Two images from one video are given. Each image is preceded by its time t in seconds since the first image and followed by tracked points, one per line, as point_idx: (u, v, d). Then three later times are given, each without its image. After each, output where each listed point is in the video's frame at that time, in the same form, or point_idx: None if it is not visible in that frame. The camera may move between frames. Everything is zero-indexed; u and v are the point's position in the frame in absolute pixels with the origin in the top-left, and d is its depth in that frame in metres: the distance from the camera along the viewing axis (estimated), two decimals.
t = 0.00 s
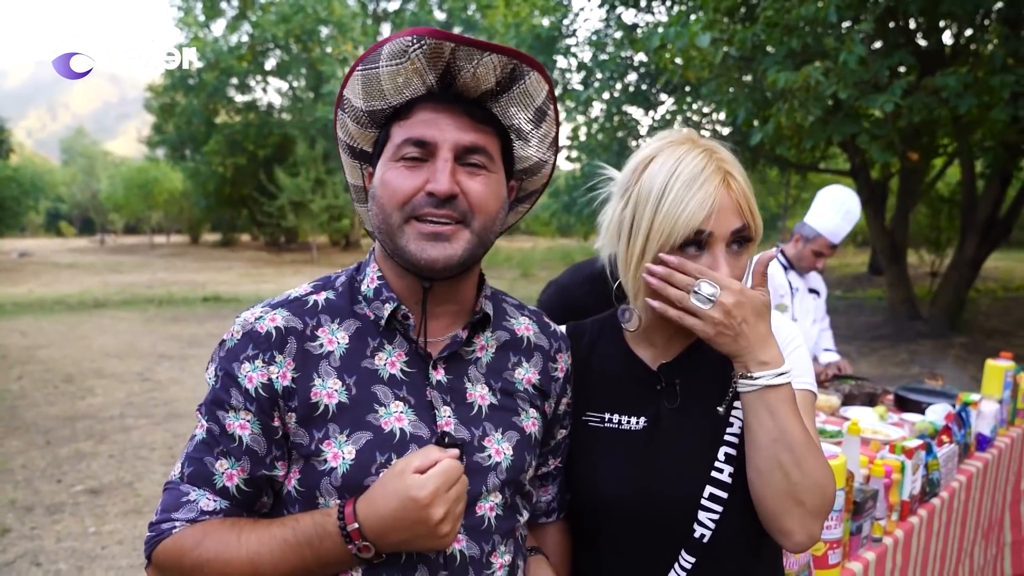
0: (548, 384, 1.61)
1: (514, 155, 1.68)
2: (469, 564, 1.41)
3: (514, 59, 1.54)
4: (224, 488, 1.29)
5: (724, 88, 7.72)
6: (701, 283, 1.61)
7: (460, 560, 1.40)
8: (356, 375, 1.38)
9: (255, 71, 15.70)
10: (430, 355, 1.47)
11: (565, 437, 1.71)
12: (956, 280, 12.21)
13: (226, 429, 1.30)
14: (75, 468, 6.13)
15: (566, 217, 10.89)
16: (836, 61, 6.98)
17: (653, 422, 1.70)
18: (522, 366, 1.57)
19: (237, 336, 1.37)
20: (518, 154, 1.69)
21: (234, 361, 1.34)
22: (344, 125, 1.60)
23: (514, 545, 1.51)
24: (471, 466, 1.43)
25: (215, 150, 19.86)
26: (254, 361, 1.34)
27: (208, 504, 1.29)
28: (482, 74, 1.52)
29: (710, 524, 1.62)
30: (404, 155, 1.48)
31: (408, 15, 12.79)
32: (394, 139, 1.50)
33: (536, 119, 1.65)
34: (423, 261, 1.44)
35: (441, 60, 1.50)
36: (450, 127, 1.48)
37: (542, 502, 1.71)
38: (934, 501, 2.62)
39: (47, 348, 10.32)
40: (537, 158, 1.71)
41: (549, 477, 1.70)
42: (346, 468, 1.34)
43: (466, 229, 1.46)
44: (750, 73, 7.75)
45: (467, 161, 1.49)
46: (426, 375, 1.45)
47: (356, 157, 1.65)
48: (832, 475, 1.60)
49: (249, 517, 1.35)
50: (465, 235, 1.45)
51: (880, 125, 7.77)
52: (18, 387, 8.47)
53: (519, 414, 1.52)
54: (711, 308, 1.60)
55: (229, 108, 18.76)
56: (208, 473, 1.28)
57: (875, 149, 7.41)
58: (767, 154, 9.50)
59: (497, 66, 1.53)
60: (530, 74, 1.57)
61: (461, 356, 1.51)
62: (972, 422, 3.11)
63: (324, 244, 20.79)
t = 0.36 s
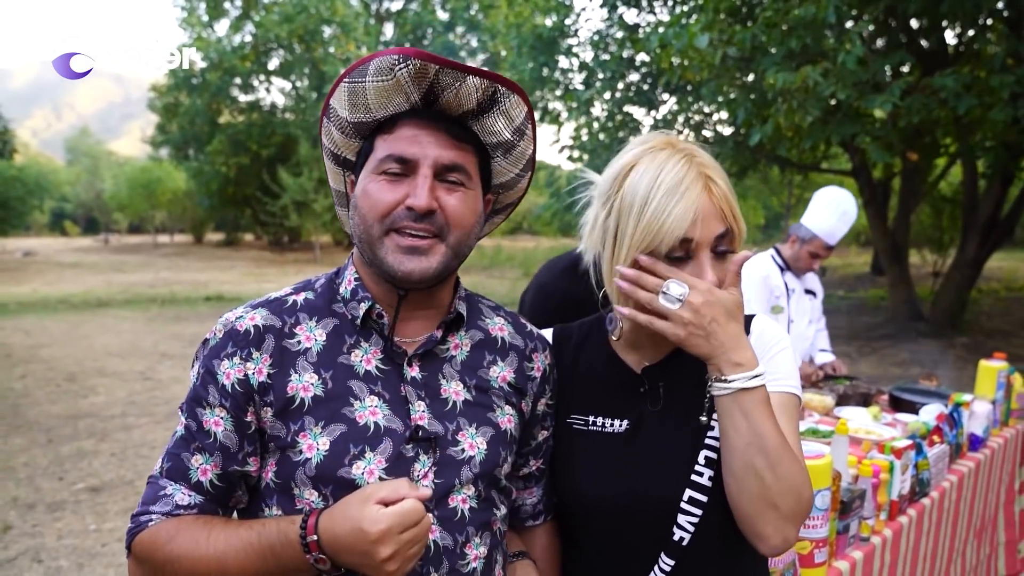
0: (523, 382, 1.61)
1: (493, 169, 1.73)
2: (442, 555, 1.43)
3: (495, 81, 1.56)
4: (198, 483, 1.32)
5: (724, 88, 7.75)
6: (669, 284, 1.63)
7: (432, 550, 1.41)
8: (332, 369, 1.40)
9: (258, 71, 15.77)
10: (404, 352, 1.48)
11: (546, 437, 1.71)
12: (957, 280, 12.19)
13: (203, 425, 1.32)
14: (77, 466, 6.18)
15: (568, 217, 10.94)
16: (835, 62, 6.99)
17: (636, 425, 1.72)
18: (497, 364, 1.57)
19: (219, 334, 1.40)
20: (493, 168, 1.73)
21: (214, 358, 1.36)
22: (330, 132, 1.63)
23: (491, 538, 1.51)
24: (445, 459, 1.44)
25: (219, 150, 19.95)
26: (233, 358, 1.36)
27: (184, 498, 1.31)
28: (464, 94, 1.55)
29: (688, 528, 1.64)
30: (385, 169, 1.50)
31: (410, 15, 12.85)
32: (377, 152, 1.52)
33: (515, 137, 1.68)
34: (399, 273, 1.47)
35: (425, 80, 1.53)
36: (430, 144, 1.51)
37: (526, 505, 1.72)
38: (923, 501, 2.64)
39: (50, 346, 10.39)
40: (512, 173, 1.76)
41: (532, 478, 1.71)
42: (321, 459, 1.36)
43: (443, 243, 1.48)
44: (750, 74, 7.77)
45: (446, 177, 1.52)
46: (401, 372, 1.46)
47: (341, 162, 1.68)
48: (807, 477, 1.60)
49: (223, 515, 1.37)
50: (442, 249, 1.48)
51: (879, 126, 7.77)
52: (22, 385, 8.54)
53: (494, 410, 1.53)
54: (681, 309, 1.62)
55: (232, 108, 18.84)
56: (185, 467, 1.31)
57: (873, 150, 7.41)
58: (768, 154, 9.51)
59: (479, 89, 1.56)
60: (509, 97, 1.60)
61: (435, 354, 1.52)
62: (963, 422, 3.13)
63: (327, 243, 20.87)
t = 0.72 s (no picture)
0: (527, 387, 1.66)
1: (487, 167, 1.77)
2: (441, 556, 1.46)
3: (488, 75, 1.64)
4: (212, 479, 1.38)
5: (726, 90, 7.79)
6: (647, 355, 1.56)
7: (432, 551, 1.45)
8: (339, 372, 1.45)
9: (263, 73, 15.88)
10: (411, 354, 1.53)
11: (549, 439, 1.75)
12: (961, 281, 12.20)
13: (217, 423, 1.38)
14: (85, 465, 6.24)
15: (572, 218, 11.02)
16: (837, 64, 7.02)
17: (630, 434, 1.72)
18: (502, 368, 1.62)
19: (233, 337, 1.45)
20: (487, 166, 1.77)
21: (228, 358, 1.42)
22: (331, 146, 1.68)
23: (491, 540, 1.55)
24: (447, 461, 1.48)
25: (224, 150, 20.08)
26: (245, 359, 1.42)
27: (197, 493, 1.37)
28: (460, 88, 1.63)
29: (672, 542, 1.64)
30: (392, 161, 1.56)
31: (415, 16, 12.94)
32: (380, 149, 1.59)
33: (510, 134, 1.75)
34: (410, 254, 1.51)
35: (423, 76, 1.60)
36: (433, 136, 1.58)
37: (528, 504, 1.75)
38: (917, 501, 2.68)
39: (57, 347, 10.48)
40: (506, 176, 1.81)
41: (534, 478, 1.74)
42: (326, 459, 1.40)
43: (450, 222, 1.53)
44: (753, 75, 7.80)
45: (449, 164, 1.58)
46: (407, 374, 1.51)
47: (343, 175, 1.72)
48: (795, 520, 1.55)
49: (235, 509, 1.42)
50: (449, 228, 1.52)
51: (881, 127, 7.79)
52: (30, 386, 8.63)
53: (497, 413, 1.57)
54: (659, 382, 1.54)
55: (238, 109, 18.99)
56: (198, 463, 1.37)
57: (874, 151, 7.44)
58: (770, 155, 9.54)
59: (473, 81, 1.63)
60: (499, 90, 1.66)
61: (440, 356, 1.57)
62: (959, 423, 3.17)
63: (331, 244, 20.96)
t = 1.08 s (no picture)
0: (553, 398, 1.71)
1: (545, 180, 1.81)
2: (456, 562, 1.52)
3: (555, 96, 1.63)
4: (239, 467, 1.42)
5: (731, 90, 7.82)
6: (656, 299, 1.61)
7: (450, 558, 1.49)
8: (368, 380, 1.48)
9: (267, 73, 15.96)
10: (442, 364, 1.57)
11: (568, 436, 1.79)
12: (965, 282, 12.20)
13: (247, 416, 1.42)
14: (93, 463, 6.28)
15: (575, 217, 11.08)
16: (841, 65, 7.04)
17: (641, 424, 1.76)
18: (529, 380, 1.67)
19: (264, 329, 1.48)
20: (546, 180, 1.82)
21: (259, 353, 1.45)
22: (383, 132, 1.69)
23: (501, 543, 1.61)
24: (466, 474, 1.54)
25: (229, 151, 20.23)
26: (276, 358, 1.44)
27: (225, 479, 1.41)
28: (523, 107, 1.62)
29: (684, 528, 1.67)
30: (439, 174, 1.57)
31: (419, 16, 12.99)
32: (430, 157, 1.59)
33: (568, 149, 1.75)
34: (447, 281, 1.53)
35: (486, 88, 1.59)
36: (486, 153, 1.58)
37: (541, 495, 1.79)
38: (921, 496, 2.72)
39: (63, 346, 10.53)
40: (566, 185, 1.84)
41: (549, 472, 1.79)
42: (350, 467, 1.45)
43: (493, 252, 1.55)
44: (757, 76, 7.82)
45: (500, 187, 1.58)
46: (436, 385, 1.54)
47: (392, 161, 1.75)
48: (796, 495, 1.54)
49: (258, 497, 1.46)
50: (491, 259, 1.54)
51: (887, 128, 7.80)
52: (37, 385, 8.68)
53: (520, 427, 1.62)
54: (658, 325, 1.59)
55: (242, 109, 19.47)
56: (226, 451, 1.40)
57: (879, 152, 7.45)
58: (774, 156, 9.57)
59: (538, 102, 1.62)
60: (567, 108, 1.67)
61: (472, 367, 1.61)
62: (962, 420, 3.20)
63: (335, 243, 21.02)
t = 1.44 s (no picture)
0: (565, 378, 1.68)
1: (543, 165, 1.73)
2: (475, 537, 1.50)
3: (549, 95, 1.57)
4: (262, 454, 1.43)
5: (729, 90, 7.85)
6: (673, 280, 1.61)
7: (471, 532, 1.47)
8: (384, 361, 1.48)
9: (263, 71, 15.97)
10: (454, 345, 1.55)
11: (584, 423, 1.79)
12: (958, 280, 12.29)
13: (267, 403, 1.43)
14: (92, 461, 6.24)
15: (572, 216, 11.16)
16: (839, 65, 7.11)
17: (661, 416, 1.76)
18: (541, 359, 1.64)
19: (281, 321, 1.48)
20: (545, 165, 1.74)
21: (278, 343, 1.46)
22: (381, 132, 1.65)
23: (521, 520, 1.59)
24: (484, 450, 1.51)
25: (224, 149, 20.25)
26: (293, 346, 1.45)
27: (249, 467, 1.43)
28: (518, 107, 1.55)
29: (701, 520, 1.68)
30: (439, 175, 1.53)
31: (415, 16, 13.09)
32: (430, 157, 1.55)
33: (562, 144, 1.70)
34: (457, 281, 1.52)
35: (479, 92, 1.53)
36: (483, 151, 1.53)
37: (561, 484, 1.81)
38: (924, 489, 2.75)
39: (58, 345, 10.48)
40: (564, 168, 1.76)
41: (567, 459, 1.79)
42: (369, 445, 1.45)
43: (497, 247, 1.53)
44: (756, 76, 7.86)
45: (500, 184, 1.55)
46: (449, 365, 1.53)
47: (392, 160, 1.70)
48: (799, 490, 1.53)
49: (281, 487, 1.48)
50: (496, 254, 1.53)
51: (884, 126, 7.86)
52: (34, 384, 8.63)
53: (534, 404, 1.59)
54: (676, 304, 1.61)
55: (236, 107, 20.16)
56: (249, 440, 1.42)
57: (876, 151, 7.51)
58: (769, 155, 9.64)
59: (532, 102, 1.56)
60: (563, 104, 1.61)
61: (483, 349, 1.58)
62: (962, 415, 3.23)
63: (330, 242, 21.06)
